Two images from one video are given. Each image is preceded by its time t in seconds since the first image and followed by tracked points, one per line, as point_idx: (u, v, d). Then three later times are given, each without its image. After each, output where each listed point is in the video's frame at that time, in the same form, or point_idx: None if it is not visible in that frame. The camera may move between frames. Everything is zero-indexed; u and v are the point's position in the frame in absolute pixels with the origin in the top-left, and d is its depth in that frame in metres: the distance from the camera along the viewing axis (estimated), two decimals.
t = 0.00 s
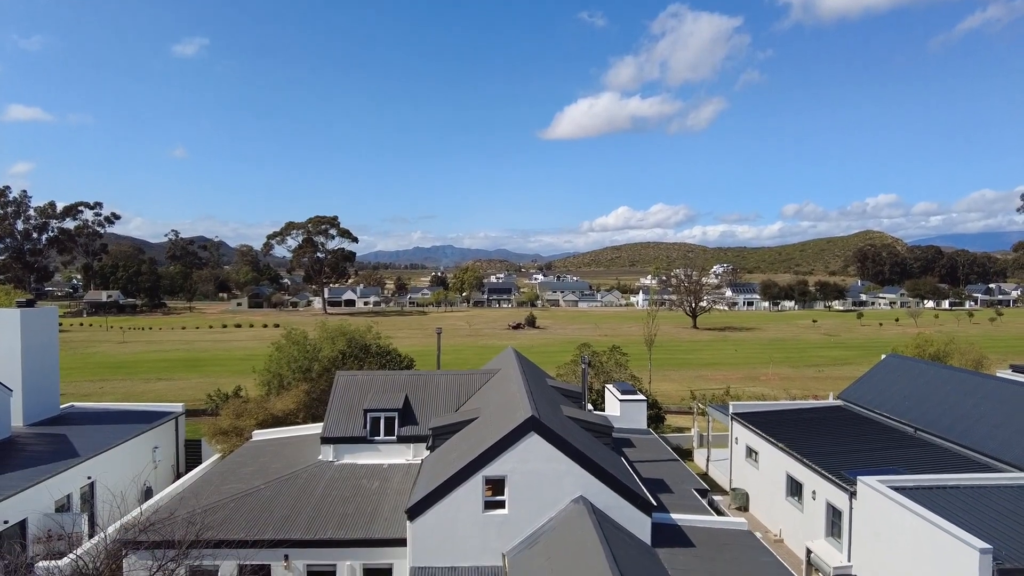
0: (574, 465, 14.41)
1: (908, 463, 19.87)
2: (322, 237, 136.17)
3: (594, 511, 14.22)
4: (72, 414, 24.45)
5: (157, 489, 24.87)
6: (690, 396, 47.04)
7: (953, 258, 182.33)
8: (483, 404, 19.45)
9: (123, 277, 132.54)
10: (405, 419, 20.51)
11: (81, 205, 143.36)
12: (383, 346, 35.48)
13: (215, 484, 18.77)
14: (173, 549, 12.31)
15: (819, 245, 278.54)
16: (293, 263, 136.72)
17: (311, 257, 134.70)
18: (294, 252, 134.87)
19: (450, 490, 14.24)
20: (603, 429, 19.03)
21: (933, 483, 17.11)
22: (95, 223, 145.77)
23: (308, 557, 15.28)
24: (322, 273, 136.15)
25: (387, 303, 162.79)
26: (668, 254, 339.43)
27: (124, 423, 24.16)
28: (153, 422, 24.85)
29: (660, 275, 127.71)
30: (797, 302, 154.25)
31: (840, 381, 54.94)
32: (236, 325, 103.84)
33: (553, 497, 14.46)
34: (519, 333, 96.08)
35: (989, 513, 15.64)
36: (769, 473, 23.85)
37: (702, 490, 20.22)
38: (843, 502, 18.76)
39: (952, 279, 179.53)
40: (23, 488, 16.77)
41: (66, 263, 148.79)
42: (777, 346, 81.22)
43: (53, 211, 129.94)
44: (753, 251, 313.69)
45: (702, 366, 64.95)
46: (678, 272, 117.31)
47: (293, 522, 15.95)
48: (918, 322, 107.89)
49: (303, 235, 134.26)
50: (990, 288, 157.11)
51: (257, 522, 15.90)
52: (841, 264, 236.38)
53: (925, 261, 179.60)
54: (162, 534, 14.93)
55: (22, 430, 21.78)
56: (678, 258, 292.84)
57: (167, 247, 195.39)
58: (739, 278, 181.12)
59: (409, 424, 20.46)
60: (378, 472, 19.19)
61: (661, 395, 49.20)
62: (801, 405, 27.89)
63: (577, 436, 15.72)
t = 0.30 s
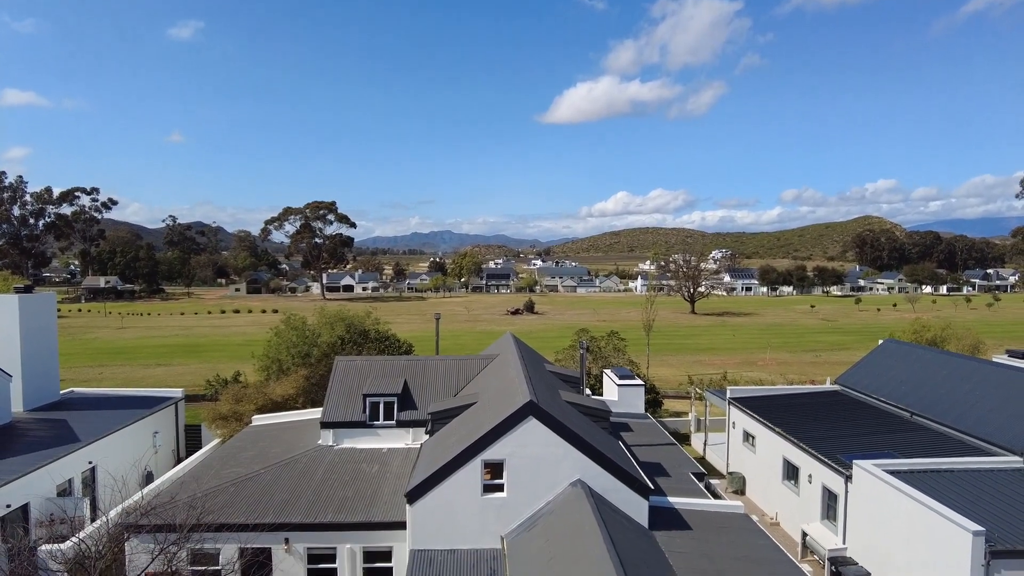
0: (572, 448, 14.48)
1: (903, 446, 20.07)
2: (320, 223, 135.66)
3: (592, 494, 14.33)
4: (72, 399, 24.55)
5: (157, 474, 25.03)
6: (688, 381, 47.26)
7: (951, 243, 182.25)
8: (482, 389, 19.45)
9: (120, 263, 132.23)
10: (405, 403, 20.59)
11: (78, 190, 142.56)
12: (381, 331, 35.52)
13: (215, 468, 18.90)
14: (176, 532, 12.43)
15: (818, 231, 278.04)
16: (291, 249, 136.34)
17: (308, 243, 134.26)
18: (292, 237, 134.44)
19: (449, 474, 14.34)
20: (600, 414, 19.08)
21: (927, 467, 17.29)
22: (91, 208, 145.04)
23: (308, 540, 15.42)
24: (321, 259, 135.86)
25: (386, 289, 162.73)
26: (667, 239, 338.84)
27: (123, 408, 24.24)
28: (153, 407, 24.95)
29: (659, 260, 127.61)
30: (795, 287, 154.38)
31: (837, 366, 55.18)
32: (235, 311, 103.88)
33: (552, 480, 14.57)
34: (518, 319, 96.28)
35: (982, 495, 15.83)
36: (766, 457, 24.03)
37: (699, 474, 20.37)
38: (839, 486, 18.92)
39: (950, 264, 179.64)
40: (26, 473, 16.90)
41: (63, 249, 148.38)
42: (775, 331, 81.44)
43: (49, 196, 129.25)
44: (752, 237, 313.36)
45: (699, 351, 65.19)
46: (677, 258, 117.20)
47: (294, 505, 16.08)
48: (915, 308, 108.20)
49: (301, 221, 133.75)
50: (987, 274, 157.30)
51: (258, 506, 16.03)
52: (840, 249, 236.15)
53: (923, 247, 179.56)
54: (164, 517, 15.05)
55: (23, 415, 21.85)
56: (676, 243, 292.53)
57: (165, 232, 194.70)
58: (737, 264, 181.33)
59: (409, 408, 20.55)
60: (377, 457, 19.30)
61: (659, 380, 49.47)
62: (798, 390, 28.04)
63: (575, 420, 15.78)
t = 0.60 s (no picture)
0: (571, 432, 14.56)
1: (900, 429, 20.23)
2: (317, 207, 135.11)
3: (590, 477, 14.43)
4: (72, 384, 24.59)
5: (158, 457, 25.15)
6: (686, 365, 47.44)
7: (950, 227, 182.12)
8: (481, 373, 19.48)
9: (118, 247, 131.87)
10: (405, 387, 20.65)
11: (74, 174, 141.67)
12: (380, 316, 35.50)
13: (216, 452, 19.02)
14: (179, 515, 12.53)
15: (817, 215, 277.31)
16: (289, 233, 135.91)
17: (306, 227, 133.84)
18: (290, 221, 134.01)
19: (448, 457, 14.43)
20: (599, 398, 19.16)
21: (922, 450, 17.46)
22: (88, 192, 144.21)
23: (310, 522, 15.56)
24: (319, 244, 135.47)
25: (384, 273, 162.52)
26: (666, 223, 338.15)
27: (123, 393, 24.29)
28: (153, 391, 25.02)
29: (658, 244, 127.46)
30: (793, 271, 154.46)
31: (834, 350, 55.38)
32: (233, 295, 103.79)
33: (550, 463, 14.67)
34: (517, 303, 96.40)
35: (976, 477, 16.02)
36: (763, 439, 24.21)
37: (697, 457, 20.52)
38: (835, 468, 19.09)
39: (948, 249, 179.70)
40: (27, 457, 16.99)
41: (60, 233, 147.78)
42: (773, 315, 81.63)
43: (45, 179, 128.45)
44: (751, 221, 312.56)
45: (698, 335, 65.35)
46: (675, 242, 117.00)
47: (294, 488, 16.20)
48: (913, 292, 108.38)
49: (299, 205, 133.16)
50: (985, 258, 157.25)
51: (259, 489, 16.16)
52: (839, 233, 235.77)
53: (922, 231, 179.35)
54: (165, 501, 15.16)
55: (23, 399, 21.90)
56: (675, 227, 291.89)
57: (162, 216, 193.84)
58: (736, 247, 181.03)
59: (409, 392, 20.62)
60: (377, 440, 19.42)
61: (657, 364, 49.64)
62: (795, 373, 28.18)
63: (574, 404, 15.85)
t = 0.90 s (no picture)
0: (570, 415, 14.62)
1: (896, 414, 20.41)
2: (315, 190, 134.42)
3: (589, 460, 14.51)
4: (71, 368, 24.60)
5: (159, 440, 25.24)
6: (684, 348, 47.60)
7: (949, 212, 181.69)
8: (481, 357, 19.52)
9: (116, 231, 131.43)
10: (404, 371, 20.72)
11: (70, 157, 140.61)
12: (379, 300, 35.46)
13: (217, 435, 19.09)
14: (181, 497, 12.57)
15: (817, 198, 276.51)
16: (287, 217, 135.33)
17: (304, 211, 133.25)
18: (287, 205, 133.40)
19: (447, 441, 14.49)
20: (598, 381, 19.23)
21: (918, 433, 17.65)
22: (84, 176, 143.30)
23: (311, 504, 15.67)
24: (317, 227, 134.92)
25: (383, 258, 162.16)
26: (665, 207, 337.05)
27: (122, 376, 24.33)
28: (152, 375, 25.08)
29: (657, 228, 127.16)
30: (791, 256, 154.46)
31: (832, 334, 55.53)
32: (231, 279, 103.72)
33: (549, 445, 14.74)
34: (516, 287, 96.46)
35: (972, 460, 16.14)
36: (760, 423, 24.36)
37: (694, 440, 20.66)
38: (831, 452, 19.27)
39: (947, 233, 179.46)
40: (29, 440, 17.06)
41: (57, 217, 147.14)
42: (771, 299, 81.75)
43: (41, 162, 127.49)
44: (751, 205, 311.52)
45: (696, 319, 65.48)
46: (674, 226, 116.72)
47: (294, 471, 16.28)
48: (911, 276, 108.47)
49: (296, 188, 132.48)
50: (984, 242, 157.19)
51: (259, 471, 16.25)
52: (838, 217, 235.27)
53: (921, 216, 179.05)
54: (167, 483, 15.23)
55: (23, 383, 21.92)
56: (674, 211, 290.94)
57: (159, 200, 192.97)
58: (735, 231, 180.66)
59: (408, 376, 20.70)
60: (377, 423, 19.51)
61: (655, 348, 49.77)
62: (793, 357, 28.29)
63: (572, 388, 15.91)
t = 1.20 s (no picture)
0: (570, 398, 14.64)
1: (893, 397, 20.53)
2: (313, 173, 133.52)
3: (588, 443, 14.56)
4: (71, 351, 24.59)
5: (159, 423, 25.33)
6: (683, 332, 47.65)
7: (949, 196, 181.16)
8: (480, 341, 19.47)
9: (113, 215, 130.78)
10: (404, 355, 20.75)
11: (65, 140, 139.30)
12: (378, 283, 35.31)
13: (217, 418, 19.12)
14: (184, 481, 12.59)
15: (816, 182, 275.60)
16: (284, 200, 134.61)
17: (302, 193, 132.48)
18: (285, 188, 132.60)
19: (447, 425, 14.53)
20: (597, 365, 19.23)
21: (914, 417, 17.76)
22: (80, 159, 142.07)
23: (311, 487, 15.77)
24: (315, 211, 134.23)
25: (381, 241, 161.65)
26: (664, 190, 335.70)
27: (122, 360, 24.34)
28: (151, 359, 25.08)
29: (656, 211, 126.77)
30: (790, 240, 154.33)
31: (830, 318, 55.66)
32: (230, 263, 103.49)
33: (549, 428, 14.78)
34: (514, 271, 96.41)
35: (968, 444, 16.25)
36: (759, 406, 24.46)
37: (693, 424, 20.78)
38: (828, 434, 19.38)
39: (946, 217, 179.16)
40: (30, 423, 17.13)
41: (54, 200, 146.27)
42: (770, 283, 81.74)
43: (36, 145, 126.36)
44: (750, 189, 310.36)
45: (694, 303, 65.56)
46: (673, 210, 116.36)
47: (295, 454, 16.34)
48: (910, 260, 108.48)
49: (294, 171, 131.60)
50: (982, 226, 157.08)
51: (260, 454, 16.31)
52: (837, 201, 234.62)
53: (920, 200, 178.51)
54: (168, 467, 15.27)
55: (23, 367, 21.93)
56: (673, 195, 289.76)
57: (156, 183, 191.77)
58: (734, 215, 180.20)
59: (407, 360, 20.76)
60: (377, 406, 19.57)
61: (654, 332, 49.87)
62: (791, 341, 28.35)
63: (572, 372, 15.93)
